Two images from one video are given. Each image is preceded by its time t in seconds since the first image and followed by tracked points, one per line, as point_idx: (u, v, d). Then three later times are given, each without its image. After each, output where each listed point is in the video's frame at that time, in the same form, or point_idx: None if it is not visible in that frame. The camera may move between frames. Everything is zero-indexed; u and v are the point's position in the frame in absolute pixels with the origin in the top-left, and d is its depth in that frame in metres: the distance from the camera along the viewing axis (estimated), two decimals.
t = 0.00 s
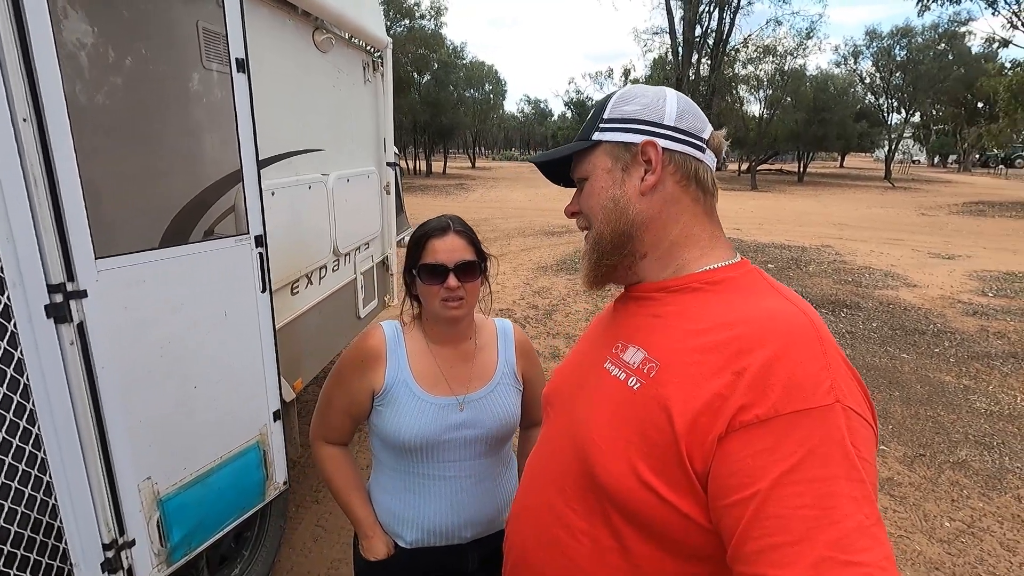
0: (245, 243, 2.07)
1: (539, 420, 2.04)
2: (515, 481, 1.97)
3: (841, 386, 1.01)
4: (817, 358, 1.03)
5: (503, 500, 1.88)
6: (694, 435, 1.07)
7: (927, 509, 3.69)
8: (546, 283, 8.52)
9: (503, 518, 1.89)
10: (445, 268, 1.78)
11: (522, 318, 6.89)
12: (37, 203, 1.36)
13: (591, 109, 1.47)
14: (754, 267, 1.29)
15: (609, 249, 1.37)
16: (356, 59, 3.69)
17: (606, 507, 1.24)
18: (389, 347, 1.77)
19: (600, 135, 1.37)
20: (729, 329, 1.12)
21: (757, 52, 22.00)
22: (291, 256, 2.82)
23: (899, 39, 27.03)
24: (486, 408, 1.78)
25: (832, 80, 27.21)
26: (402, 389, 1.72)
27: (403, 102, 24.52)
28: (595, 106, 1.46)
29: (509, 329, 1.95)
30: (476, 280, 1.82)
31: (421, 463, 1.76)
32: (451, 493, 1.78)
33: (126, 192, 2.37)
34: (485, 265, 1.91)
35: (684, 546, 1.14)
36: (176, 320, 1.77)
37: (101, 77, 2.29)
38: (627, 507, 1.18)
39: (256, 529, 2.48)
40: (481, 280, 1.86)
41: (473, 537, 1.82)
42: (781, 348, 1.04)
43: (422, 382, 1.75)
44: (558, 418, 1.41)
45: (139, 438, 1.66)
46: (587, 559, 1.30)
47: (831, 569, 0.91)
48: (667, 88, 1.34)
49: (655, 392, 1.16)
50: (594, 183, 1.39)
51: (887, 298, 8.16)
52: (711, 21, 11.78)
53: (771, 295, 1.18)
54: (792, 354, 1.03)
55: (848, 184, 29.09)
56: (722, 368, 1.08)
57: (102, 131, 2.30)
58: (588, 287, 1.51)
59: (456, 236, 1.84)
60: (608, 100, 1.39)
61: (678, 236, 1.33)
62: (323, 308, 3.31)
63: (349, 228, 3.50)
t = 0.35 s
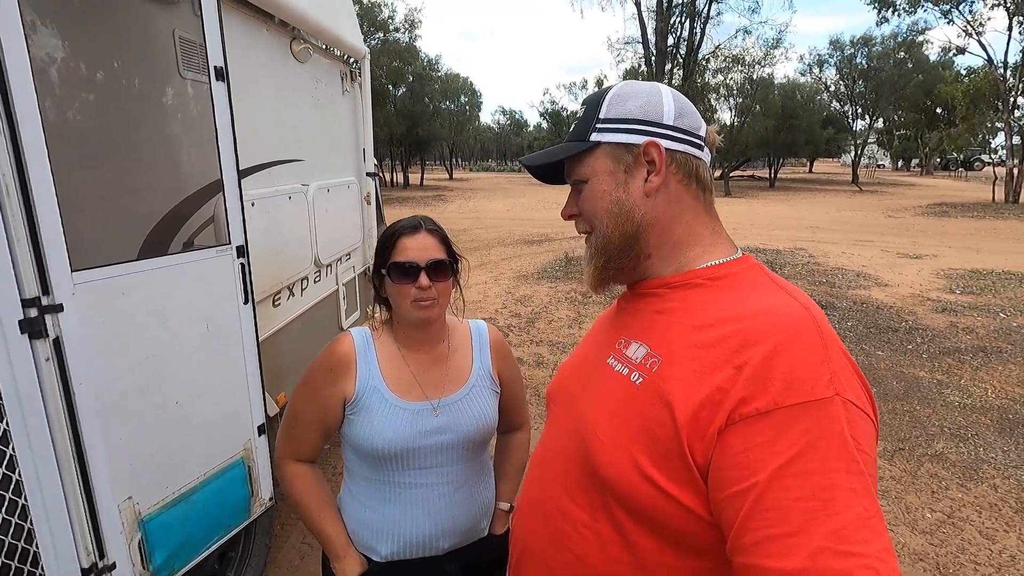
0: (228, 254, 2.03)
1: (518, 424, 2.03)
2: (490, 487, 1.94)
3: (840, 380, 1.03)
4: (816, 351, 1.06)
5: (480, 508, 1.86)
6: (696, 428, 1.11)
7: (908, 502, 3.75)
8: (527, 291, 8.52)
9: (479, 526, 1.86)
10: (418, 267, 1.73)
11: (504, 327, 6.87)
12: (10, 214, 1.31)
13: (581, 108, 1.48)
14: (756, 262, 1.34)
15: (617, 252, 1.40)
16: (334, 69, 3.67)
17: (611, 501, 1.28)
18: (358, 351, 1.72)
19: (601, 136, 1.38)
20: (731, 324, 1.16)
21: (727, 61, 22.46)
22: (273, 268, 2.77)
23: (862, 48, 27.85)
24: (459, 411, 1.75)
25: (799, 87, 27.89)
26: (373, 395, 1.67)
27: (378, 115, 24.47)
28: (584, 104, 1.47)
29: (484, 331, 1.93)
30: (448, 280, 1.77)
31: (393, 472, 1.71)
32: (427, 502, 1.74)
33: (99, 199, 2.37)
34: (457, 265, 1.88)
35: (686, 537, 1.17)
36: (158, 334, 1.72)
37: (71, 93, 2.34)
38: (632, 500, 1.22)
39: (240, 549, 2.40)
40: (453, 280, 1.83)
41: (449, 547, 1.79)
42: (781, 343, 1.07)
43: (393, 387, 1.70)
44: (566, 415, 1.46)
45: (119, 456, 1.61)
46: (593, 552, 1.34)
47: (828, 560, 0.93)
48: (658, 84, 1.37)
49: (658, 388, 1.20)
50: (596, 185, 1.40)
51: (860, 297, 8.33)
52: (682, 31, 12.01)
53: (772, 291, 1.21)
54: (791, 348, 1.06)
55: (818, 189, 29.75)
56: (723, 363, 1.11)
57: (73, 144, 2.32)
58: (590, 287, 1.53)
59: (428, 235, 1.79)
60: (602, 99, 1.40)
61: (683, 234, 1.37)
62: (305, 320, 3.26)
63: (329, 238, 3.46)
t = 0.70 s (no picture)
0: (209, 262, 2.00)
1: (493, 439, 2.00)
2: (461, 504, 1.92)
3: (834, 379, 1.03)
4: (810, 352, 1.05)
5: (449, 524, 1.83)
6: (692, 430, 1.10)
7: (897, 499, 3.77)
8: (516, 295, 8.51)
9: (448, 544, 1.83)
10: (380, 283, 1.70)
11: (494, 331, 6.85)
12: None
13: (564, 117, 1.46)
14: (749, 266, 1.35)
15: (612, 262, 1.38)
16: (318, 75, 3.64)
17: (610, 505, 1.28)
18: (321, 369, 1.68)
19: (590, 145, 1.36)
20: (726, 326, 1.16)
21: (711, 65, 22.68)
22: (257, 275, 2.73)
23: (843, 51, 28.26)
24: (426, 429, 1.72)
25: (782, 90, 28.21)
26: (336, 412, 1.65)
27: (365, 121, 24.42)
28: (566, 113, 1.46)
29: (455, 342, 1.90)
30: (413, 296, 1.74)
31: (360, 490, 1.68)
32: (395, 518, 1.71)
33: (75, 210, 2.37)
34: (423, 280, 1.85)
35: (682, 540, 1.17)
36: (138, 345, 1.69)
37: (49, 102, 2.36)
38: (630, 504, 1.21)
39: (226, 563, 2.34)
40: (419, 295, 1.80)
41: (414, 565, 1.76)
42: (775, 343, 1.07)
43: (356, 404, 1.68)
44: (564, 419, 1.45)
45: (98, 471, 1.57)
46: (592, 558, 1.33)
47: (823, 559, 0.93)
48: (641, 91, 1.37)
49: (656, 391, 1.19)
50: (587, 196, 1.39)
51: (846, 297, 8.40)
52: (666, 36, 12.11)
53: (767, 293, 1.22)
54: (787, 347, 1.06)
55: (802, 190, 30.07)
56: (720, 365, 1.11)
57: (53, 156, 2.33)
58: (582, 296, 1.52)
59: (392, 250, 1.76)
60: (588, 106, 1.39)
61: (675, 241, 1.38)
62: (291, 329, 3.21)
63: (315, 245, 3.43)
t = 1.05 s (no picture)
0: (198, 259, 1.98)
1: (490, 436, 1.99)
2: (457, 501, 1.91)
3: (833, 380, 1.02)
4: (809, 352, 1.05)
5: (442, 523, 1.82)
6: (692, 430, 1.10)
7: (889, 495, 3.79)
8: (512, 291, 8.50)
9: (442, 543, 1.83)
10: (372, 273, 1.69)
11: (489, 327, 6.84)
12: None
13: (563, 116, 1.45)
14: (745, 266, 1.34)
15: (611, 260, 1.37)
16: (310, 69, 3.61)
17: (610, 506, 1.27)
18: (308, 366, 1.68)
19: (591, 143, 1.35)
20: (725, 326, 1.15)
21: (707, 60, 22.64)
22: (248, 271, 2.71)
23: (839, 47, 28.25)
24: (418, 425, 1.71)
25: (778, 86, 28.21)
26: (323, 411, 1.64)
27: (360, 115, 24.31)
28: (566, 112, 1.45)
29: (447, 337, 1.86)
30: (405, 290, 1.73)
31: (353, 487, 1.67)
32: (386, 517, 1.70)
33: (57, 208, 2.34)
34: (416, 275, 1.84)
35: (681, 541, 1.16)
36: (126, 343, 1.67)
37: (38, 95, 2.38)
38: (630, 505, 1.21)
39: (218, 561, 2.33)
40: (411, 289, 1.78)
41: (404, 565, 1.75)
42: (773, 343, 1.06)
43: (345, 403, 1.67)
44: (562, 421, 1.44)
45: (86, 471, 1.55)
46: (593, 559, 1.32)
47: (822, 559, 0.92)
48: (640, 89, 1.36)
49: (655, 392, 1.19)
50: (587, 193, 1.37)
51: (840, 293, 8.43)
52: (663, 30, 12.06)
53: (765, 293, 1.21)
54: (785, 347, 1.05)
55: (798, 186, 30.13)
56: (718, 365, 1.10)
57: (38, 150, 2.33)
58: (580, 293, 1.50)
59: (386, 242, 1.75)
60: (588, 105, 1.38)
61: (674, 240, 1.37)
62: (284, 325, 3.19)
63: (307, 241, 3.40)
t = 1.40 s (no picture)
0: (194, 252, 1.96)
1: (490, 431, 1.99)
2: (457, 496, 1.91)
3: (840, 379, 1.02)
4: (815, 351, 1.05)
5: (444, 518, 1.82)
6: (700, 430, 1.10)
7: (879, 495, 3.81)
8: (506, 288, 8.49)
9: (443, 538, 1.83)
10: (380, 271, 1.67)
11: (483, 324, 6.83)
12: None
13: (571, 111, 1.44)
14: (749, 266, 1.34)
15: (615, 257, 1.37)
16: (307, 62, 3.59)
17: (615, 505, 1.27)
18: (315, 357, 1.66)
19: (598, 139, 1.34)
20: (732, 326, 1.15)
21: (704, 60, 22.65)
22: (243, 265, 2.69)
23: (835, 49, 28.33)
24: (422, 421, 1.70)
25: (774, 87, 28.28)
26: (330, 404, 1.63)
27: (355, 110, 24.19)
28: (574, 107, 1.44)
29: (452, 335, 1.87)
30: (414, 288, 1.71)
31: (355, 483, 1.66)
32: (388, 513, 1.69)
33: (53, 200, 2.34)
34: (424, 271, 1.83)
35: (687, 540, 1.17)
36: (119, 336, 1.65)
37: (31, 83, 2.38)
38: (636, 504, 1.21)
39: (210, 556, 2.32)
40: (419, 286, 1.77)
41: (405, 558, 1.75)
42: (780, 343, 1.06)
43: (351, 397, 1.65)
44: (566, 421, 1.44)
45: (78, 464, 1.54)
46: (598, 558, 1.33)
47: (828, 558, 0.92)
48: (650, 87, 1.36)
49: (661, 392, 1.19)
50: (592, 190, 1.37)
51: (832, 294, 8.46)
52: (660, 29, 12.06)
53: (771, 293, 1.21)
54: (793, 347, 1.05)
55: (792, 187, 30.25)
56: (726, 364, 1.10)
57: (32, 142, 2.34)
58: (582, 290, 1.50)
59: (395, 239, 1.73)
60: (595, 101, 1.37)
61: (679, 239, 1.37)
62: (278, 319, 3.18)
63: (302, 235, 3.39)
